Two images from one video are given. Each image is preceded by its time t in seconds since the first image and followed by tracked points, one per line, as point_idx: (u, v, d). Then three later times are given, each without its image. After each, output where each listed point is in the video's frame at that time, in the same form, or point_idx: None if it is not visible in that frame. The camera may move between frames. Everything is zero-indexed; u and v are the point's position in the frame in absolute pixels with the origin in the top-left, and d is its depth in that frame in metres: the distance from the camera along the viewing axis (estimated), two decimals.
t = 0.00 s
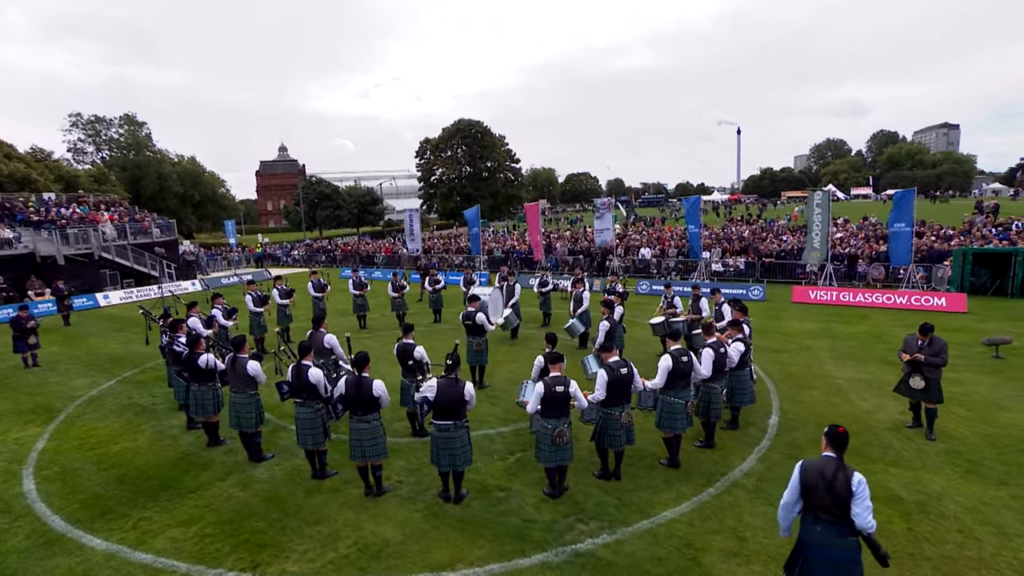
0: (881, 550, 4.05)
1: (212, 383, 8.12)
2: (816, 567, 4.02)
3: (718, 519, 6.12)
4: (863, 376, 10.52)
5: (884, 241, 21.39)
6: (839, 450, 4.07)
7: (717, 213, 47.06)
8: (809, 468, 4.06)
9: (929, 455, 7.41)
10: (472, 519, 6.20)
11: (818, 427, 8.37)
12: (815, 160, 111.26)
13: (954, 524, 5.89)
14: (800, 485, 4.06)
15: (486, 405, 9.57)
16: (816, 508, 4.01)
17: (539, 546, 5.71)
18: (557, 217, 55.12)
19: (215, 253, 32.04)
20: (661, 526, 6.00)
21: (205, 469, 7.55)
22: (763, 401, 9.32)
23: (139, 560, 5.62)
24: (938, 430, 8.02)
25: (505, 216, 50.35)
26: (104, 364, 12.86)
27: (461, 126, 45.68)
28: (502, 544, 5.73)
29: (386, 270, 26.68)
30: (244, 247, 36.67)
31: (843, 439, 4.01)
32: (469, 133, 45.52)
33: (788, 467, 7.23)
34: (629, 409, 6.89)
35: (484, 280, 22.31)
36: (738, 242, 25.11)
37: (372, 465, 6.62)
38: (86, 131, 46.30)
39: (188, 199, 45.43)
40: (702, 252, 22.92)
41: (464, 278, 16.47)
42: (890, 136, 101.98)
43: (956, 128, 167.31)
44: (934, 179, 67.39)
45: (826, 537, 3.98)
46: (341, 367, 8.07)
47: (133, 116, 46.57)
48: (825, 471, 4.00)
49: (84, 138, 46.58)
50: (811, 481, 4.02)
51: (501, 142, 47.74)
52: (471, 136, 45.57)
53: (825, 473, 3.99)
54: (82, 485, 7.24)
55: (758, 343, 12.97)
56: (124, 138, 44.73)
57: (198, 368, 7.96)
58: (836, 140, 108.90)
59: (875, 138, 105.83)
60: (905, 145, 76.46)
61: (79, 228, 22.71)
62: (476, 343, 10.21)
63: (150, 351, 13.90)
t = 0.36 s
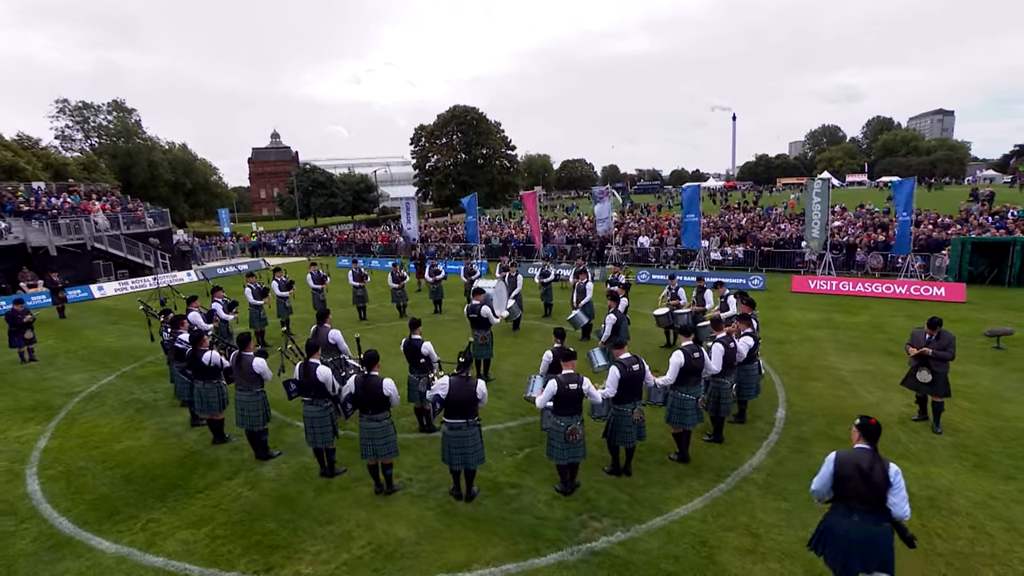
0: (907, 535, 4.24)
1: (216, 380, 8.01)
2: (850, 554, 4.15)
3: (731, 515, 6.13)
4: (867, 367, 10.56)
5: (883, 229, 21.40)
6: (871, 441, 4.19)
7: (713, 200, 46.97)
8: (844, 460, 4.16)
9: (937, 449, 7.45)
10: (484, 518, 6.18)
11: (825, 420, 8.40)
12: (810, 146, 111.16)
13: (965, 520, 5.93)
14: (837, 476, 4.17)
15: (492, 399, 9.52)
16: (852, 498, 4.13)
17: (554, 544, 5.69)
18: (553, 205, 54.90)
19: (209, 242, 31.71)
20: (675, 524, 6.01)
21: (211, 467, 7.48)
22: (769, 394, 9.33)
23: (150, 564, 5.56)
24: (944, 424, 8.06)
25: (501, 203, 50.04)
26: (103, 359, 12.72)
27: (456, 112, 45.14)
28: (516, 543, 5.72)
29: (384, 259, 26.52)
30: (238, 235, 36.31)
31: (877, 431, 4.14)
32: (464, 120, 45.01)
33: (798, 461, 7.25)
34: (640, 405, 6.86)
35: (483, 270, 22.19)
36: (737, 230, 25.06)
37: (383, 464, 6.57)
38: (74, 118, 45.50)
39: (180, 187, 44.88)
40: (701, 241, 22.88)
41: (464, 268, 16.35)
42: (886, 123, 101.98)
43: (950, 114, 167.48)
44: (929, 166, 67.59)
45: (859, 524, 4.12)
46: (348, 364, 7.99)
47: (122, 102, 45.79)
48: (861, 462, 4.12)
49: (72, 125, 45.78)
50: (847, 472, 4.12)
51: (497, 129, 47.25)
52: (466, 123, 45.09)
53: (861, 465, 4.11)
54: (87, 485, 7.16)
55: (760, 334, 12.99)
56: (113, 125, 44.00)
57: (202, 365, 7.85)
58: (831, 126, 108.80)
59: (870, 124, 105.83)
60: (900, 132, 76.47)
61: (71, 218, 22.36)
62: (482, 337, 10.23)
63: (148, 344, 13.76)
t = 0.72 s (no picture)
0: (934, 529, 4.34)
1: (220, 380, 7.90)
2: (889, 550, 4.18)
3: (743, 514, 6.15)
4: (869, 361, 10.62)
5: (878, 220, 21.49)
6: (911, 439, 4.23)
7: (708, 190, 46.97)
8: (889, 459, 4.16)
9: (942, 444, 7.52)
10: (497, 519, 6.17)
11: (831, 416, 8.44)
12: (803, 134, 111.34)
13: (975, 517, 5.99)
14: (881, 474, 4.16)
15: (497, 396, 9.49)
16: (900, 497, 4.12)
17: (569, 546, 5.69)
18: (547, 194, 54.72)
19: (201, 234, 31.31)
20: (688, 523, 6.02)
21: (217, 469, 7.40)
22: (773, 389, 9.36)
23: (161, 571, 5.49)
24: (948, 418, 8.13)
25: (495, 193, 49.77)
26: (99, 356, 12.57)
27: (449, 101, 44.78)
28: (531, 545, 5.70)
29: (379, 251, 26.32)
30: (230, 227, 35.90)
31: (917, 428, 4.18)
32: (458, 109, 44.64)
33: (806, 458, 7.29)
34: (651, 404, 6.84)
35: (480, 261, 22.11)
36: (733, 221, 25.07)
37: (393, 465, 6.51)
38: (59, 106, 44.59)
39: (170, 177, 44.23)
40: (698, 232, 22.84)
41: (463, 261, 16.24)
42: (878, 112, 102.32)
43: (941, 102, 168.22)
44: (920, 155, 67.97)
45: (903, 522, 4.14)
46: (354, 362, 7.91)
47: (108, 91, 44.93)
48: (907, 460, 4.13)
49: (57, 114, 44.88)
50: (893, 471, 4.12)
51: (490, 118, 46.85)
52: (460, 112, 44.73)
53: (905, 462, 4.12)
54: (91, 489, 7.07)
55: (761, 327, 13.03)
56: (100, 115, 43.19)
57: (206, 365, 7.73)
58: (824, 115, 109.04)
59: (863, 113, 106.17)
60: (892, 121, 76.68)
61: (60, 210, 21.94)
62: (487, 333, 10.18)
63: (145, 341, 13.59)
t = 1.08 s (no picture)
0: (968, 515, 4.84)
1: (222, 383, 7.77)
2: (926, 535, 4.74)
3: (755, 514, 6.18)
4: (869, 357, 10.73)
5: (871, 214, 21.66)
6: (947, 433, 4.70)
7: (700, 182, 47.07)
8: (930, 455, 4.65)
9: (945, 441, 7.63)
10: (510, 522, 6.15)
11: (834, 413, 8.53)
12: (792, 126, 111.86)
13: (982, 515, 6.09)
14: (922, 469, 4.67)
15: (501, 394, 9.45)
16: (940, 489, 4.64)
17: (585, 549, 5.69)
18: (539, 187, 54.55)
19: (190, 228, 30.87)
20: (701, 524, 6.04)
21: (222, 473, 7.30)
22: (776, 386, 9.43)
23: None
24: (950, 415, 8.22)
25: (487, 186, 49.53)
26: (93, 357, 12.35)
27: (440, 92, 44.50)
28: (546, 549, 5.70)
29: (373, 246, 26.13)
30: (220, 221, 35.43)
31: (954, 426, 4.67)
32: (449, 101, 44.42)
33: (813, 456, 7.35)
34: (661, 404, 6.84)
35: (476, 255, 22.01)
36: (727, 214, 25.13)
37: (404, 470, 6.45)
38: (40, 97, 43.58)
39: (156, 170, 43.50)
40: (693, 225, 22.88)
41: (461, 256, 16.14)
42: (867, 104, 102.97)
43: (928, 94, 169.73)
44: (908, 147, 68.60)
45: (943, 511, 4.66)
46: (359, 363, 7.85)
47: (91, 81, 43.97)
48: (946, 454, 4.64)
49: (38, 105, 43.87)
50: (935, 467, 4.62)
51: (482, 110, 46.52)
52: (451, 104, 44.49)
53: (946, 458, 4.61)
54: (93, 496, 6.94)
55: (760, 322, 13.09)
56: (83, 106, 42.29)
57: (208, 369, 7.60)
58: (814, 107, 109.64)
59: (851, 106, 106.84)
60: (881, 113, 77.26)
61: (46, 205, 21.48)
62: (490, 331, 10.09)
63: (138, 341, 13.37)
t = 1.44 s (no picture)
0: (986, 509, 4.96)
1: (225, 388, 7.65)
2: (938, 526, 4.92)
3: (767, 515, 6.23)
4: (868, 353, 10.85)
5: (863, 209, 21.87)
6: (963, 430, 4.83)
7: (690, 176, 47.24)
8: (946, 450, 4.81)
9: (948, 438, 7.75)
10: (524, 526, 6.14)
11: (837, 411, 8.62)
12: (780, 120, 112.71)
13: (988, 513, 6.18)
14: (939, 464, 4.82)
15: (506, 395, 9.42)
16: (952, 483, 4.83)
17: (600, 553, 5.69)
18: (530, 181, 54.44)
19: (178, 224, 30.37)
20: (714, 526, 6.07)
21: (227, 480, 7.20)
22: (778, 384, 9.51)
23: None
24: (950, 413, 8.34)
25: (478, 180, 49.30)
26: (86, 360, 12.12)
27: (431, 86, 44.16)
28: (562, 554, 5.69)
29: (366, 242, 25.91)
30: (208, 216, 34.93)
31: (970, 422, 4.80)
32: (440, 94, 44.11)
33: (819, 455, 7.42)
34: (672, 406, 6.86)
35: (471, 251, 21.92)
36: (720, 209, 25.23)
37: (415, 476, 6.39)
38: (18, 89, 42.45)
39: (141, 164, 42.73)
40: (686, 220, 22.95)
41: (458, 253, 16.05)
42: (853, 98, 103.81)
43: (914, 88, 171.73)
44: (894, 141, 69.37)
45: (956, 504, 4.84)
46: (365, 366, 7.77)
47: (71, 73, 42.91)
48: (962, 451, 4.76)
49: (17, 97, 42.75)
50: (950, 461, 4.78)
51: (472, 103, 46.21)
52: (442, 97, 44.18)
53: (961, 453, 4.76)
54: (96, 506, 6.81)
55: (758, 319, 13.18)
56: (64, 99, 41.30)
57: (211, 374, 7.48)
58: (803, 102, 110.37)
59: (839, 99, 107.67)
60: (868, 107, 78.20)
61: (29, 202, 20.99)
62: (493, 331, 10.05)
63: (131, 343, 13.13)
